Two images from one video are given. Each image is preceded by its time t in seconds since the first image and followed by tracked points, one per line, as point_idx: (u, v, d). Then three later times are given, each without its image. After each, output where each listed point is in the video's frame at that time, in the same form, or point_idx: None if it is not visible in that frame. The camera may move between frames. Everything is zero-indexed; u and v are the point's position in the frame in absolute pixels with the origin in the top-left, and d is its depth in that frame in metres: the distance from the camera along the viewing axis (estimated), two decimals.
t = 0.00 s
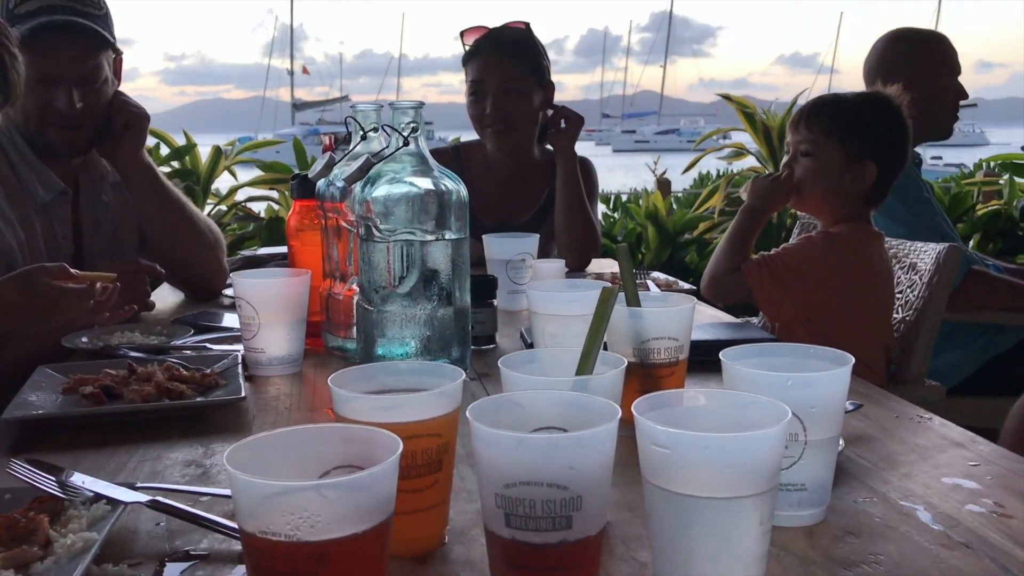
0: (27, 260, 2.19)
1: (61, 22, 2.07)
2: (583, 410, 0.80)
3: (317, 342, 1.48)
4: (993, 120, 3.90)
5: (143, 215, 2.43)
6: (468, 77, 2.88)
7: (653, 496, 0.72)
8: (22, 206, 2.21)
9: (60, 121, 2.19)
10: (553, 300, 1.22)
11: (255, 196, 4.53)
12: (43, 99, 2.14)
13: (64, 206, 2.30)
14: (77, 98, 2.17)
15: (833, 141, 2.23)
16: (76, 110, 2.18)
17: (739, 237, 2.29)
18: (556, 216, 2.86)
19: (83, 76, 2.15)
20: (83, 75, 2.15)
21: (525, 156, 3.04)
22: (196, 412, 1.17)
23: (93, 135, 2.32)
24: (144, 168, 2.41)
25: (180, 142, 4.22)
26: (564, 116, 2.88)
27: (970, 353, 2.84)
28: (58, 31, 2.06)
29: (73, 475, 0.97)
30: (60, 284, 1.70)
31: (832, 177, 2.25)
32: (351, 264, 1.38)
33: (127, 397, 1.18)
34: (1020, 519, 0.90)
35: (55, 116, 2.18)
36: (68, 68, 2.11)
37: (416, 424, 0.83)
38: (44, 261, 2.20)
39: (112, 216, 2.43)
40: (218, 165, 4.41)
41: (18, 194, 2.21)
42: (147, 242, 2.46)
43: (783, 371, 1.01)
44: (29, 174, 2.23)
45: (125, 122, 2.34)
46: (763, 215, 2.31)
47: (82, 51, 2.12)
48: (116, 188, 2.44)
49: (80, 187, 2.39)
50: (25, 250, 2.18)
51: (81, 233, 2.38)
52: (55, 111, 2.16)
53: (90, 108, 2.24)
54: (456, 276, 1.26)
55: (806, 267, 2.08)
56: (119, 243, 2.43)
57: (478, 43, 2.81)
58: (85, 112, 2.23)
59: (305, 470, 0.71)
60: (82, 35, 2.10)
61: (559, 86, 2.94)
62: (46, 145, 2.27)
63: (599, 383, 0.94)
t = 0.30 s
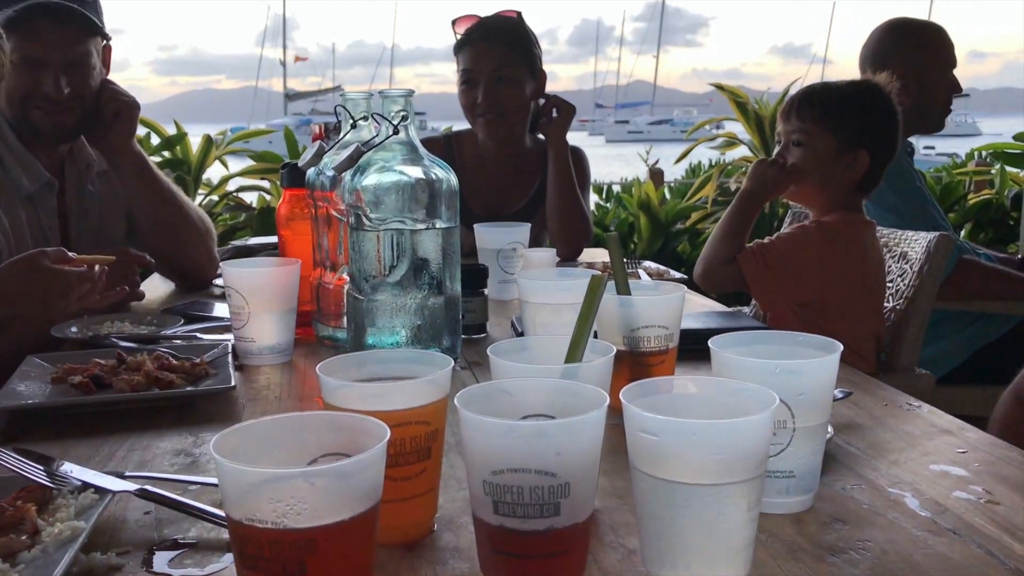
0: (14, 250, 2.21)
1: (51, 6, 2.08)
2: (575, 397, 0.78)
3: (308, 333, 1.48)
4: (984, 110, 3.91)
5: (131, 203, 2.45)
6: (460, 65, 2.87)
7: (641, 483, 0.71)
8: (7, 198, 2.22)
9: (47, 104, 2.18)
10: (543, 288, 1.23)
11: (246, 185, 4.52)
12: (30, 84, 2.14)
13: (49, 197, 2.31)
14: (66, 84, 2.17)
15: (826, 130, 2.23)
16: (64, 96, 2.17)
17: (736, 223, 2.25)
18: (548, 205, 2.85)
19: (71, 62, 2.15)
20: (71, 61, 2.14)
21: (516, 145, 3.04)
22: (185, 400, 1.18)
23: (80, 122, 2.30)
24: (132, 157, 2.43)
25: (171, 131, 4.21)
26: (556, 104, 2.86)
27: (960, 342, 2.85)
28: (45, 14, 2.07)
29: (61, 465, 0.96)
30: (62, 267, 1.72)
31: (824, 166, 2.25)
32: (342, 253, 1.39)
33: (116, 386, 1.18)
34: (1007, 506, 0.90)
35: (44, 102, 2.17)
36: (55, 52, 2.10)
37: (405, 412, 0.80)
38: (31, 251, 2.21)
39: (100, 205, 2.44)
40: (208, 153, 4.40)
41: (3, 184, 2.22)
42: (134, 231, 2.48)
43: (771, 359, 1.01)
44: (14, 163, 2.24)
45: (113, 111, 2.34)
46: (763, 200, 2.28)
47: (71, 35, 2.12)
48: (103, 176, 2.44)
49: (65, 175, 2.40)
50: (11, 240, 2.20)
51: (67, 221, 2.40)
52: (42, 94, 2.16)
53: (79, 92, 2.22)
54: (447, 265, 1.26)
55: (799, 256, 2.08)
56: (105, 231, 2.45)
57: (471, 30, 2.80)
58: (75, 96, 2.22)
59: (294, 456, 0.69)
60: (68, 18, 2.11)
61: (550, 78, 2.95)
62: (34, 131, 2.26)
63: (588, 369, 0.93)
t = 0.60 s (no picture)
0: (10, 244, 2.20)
1: None
2: (570, 391, 0.77)
3: (304, 327, 1.48)
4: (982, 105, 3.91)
5: (128, 198, 2.44)
6: (457, 59, 2.86)
7: (636, 476, 0.71)
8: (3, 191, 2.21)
9: (42, 97, 2.17)
10: (539, 282, 1.23)
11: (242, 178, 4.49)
12: (23, 76, 2.13)
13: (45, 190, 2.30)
14: (59, 75, 2.16)
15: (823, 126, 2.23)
16: (58, 88, 2.16)
17: (734, 218, 2.24)
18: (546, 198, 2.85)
19: (63, 53, 2.14)
20: (64, 52, 2.13)
21: (513, 138, 3.04)
22: (180, 394, 1.18)
23: (74, 115, 2.29)
24: (127, 150, 2.42)
25: (166, 125, 4.22)
26: (552, 99, 2.86)
27: (955, 336, 2.86)
28: (38, 5, 2.06)
29: (55, 458, 0.96)
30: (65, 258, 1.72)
31: (822, 161, 2.25)
32: (338, 246, 1.39)
33: (111, 379, 1.17)
34: (1003, 500, 0.90)
35: (39, 94, 2.16)
36: (47, 44, 2.10)
37: (401, 406, 0.80)
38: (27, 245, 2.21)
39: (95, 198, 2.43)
40: (205, 149, 4.42)
41: None
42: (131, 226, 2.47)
43: (767, 351, 1.00)
44: (9, 156, 2.23)
45: (107, 103, 2.33)
46: (761, 193, 2.26)
47: (63, 26, 2.11)
48: (98, 170, 2.43)
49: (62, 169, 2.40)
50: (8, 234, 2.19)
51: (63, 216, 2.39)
52: (36, 87, 2.14)
53: (73, 84, 2.21)
54: (443, 259, 1.26)
55: (796, 251, 2.08)
56: (102, 225, 2.45)
57: (467, 24, 2.79)
58: (69, 89, 2.21)
59: (288, 450, 0.68)
60: (58, 8, 2.09)
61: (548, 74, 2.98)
62: (29, 124, 2.25)
63: (583, 363, 0.93)
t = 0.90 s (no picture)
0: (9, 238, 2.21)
1: None
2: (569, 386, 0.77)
3: (304, 322, 1.48)
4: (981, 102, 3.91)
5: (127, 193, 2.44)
6: (457, 54, 2.86)
7: (634, 471, 0.71)
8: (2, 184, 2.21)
9: (41, 93, 2.16)
10: (538, 278, 1.23)
11: (242, 174, 4.50)
12: (22, 71, 2.13)
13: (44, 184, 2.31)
14: (58, 71, 2.15)
15: (823, 122, 2.23)
16: (58, 83, 2.16)
17: (734, 215, 2.26)
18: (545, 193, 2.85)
19: (63, 48, 2.13)
20: (63, 47, 2.13)
21: (512, 134, 3.03)
22: (179, 389, 1.17)
23: (74, 110, 2.29)
24: (127, 145, 2.41)
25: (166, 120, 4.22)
26: (552, 94, 2.88)
27: (954, 333, 2.86)
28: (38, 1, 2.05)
29: (54, 453, 0.96)
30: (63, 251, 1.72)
31: (823, 157, 2.25)
32: (337, 241, 1.39)
33: (110, 374, 1.18)
34: (1002, 496, 0.90)
35: (38, 89, 2.16)
36: (46, 39, 2.09)
37: (399, 401, 0.80)
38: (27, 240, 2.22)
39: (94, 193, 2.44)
40: (205, 143, 4.41)
41: None
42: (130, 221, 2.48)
43: (766, 347, 1.00)
44: (8, 151, 2.23)
45: (107, 98, 2.32)
46: (760, 191, 2.29)
47: (62, 21, 2.10)
48: (98, 165, 2.44)
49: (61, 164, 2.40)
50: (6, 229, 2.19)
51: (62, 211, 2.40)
52: (35, 82, 2.14)
53: (71, 80, 2.21)
54: (442, 254, 1.25)
55: (796, 248, 2.08)
56: (101, 220, 2.45)
57: (468, 19, 2.78)
58: (68, 84, 2.20)
59: (286, 445, 0.68)
60: (58, 3, 2.09)
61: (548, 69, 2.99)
62: (29, 120, 2.25)
63: (583, 359, 0.93)
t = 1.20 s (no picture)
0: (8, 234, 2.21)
1: None
2: (568, 383, 0.77)
3: (304, 318, 1.48)
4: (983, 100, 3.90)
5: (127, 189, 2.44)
6: (459, 51, 2.86)
7: (634, 468, 0.71)
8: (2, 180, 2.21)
9: (40, 89, 2.17)
10: (539, 274, 1.22)
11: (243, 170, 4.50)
12: (21, 67, 2.13)
13: (43, 180, 2.31)
14: (57, 67, 2.15)
15: (825, 119, 2.22)
16: (56, 79, 2.16)
17: (735, 211, 2.25)
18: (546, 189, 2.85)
19: (62, 45, 2.13)
20: (63, 44, 2.12)
21: (514, 130, 3.03)
22: (180, 384, 1.18)
23: (74, 106, 2.29)
24: (127, 141, 2.41)
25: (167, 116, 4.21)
26: (553, 90, 2.87)
27: (955, 331, 2.86)
28: None
29: (53, 449, 0.96)
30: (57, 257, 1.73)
31: (824, 154, 2.24)
32: (338, 238, 1.39)
33: (110, 369, 1.18)
34: (1002, 494, 0.90)
35: (37, 86, 2.16)
36: (46, 36, 2.09)
37: (399, 397, 0.80)
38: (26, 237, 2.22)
39: (94, 189, 2.44)
40: (206, 139, 4.40)
41: None
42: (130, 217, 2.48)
43: (767, 344, 1.00)
44: (8, 147, 2.23)
45: (107, 94, 2.32)
46: (761, 187, 2.28)
47: (61, 19, 2.10)
48: (98, 161, 2.45)
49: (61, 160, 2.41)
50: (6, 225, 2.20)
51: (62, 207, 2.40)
52: (34, 79, 2.14)
53: (71, 76, 2.21)
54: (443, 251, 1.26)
55: (797, 245, 2.08)
56: (101, 217, 2.46)
57: (469, 15, 2.78)
58: (67, 81, 2.20)
59: (285, 441, 0.68)
60: None
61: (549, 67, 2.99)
62: (28, 116, 2.25)
63: (583, 355, 0.93)
